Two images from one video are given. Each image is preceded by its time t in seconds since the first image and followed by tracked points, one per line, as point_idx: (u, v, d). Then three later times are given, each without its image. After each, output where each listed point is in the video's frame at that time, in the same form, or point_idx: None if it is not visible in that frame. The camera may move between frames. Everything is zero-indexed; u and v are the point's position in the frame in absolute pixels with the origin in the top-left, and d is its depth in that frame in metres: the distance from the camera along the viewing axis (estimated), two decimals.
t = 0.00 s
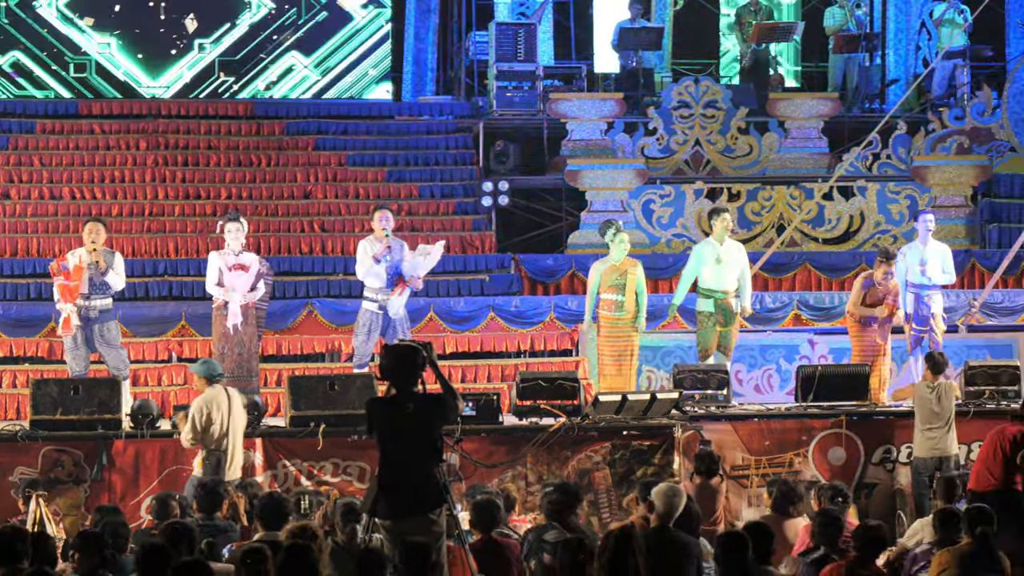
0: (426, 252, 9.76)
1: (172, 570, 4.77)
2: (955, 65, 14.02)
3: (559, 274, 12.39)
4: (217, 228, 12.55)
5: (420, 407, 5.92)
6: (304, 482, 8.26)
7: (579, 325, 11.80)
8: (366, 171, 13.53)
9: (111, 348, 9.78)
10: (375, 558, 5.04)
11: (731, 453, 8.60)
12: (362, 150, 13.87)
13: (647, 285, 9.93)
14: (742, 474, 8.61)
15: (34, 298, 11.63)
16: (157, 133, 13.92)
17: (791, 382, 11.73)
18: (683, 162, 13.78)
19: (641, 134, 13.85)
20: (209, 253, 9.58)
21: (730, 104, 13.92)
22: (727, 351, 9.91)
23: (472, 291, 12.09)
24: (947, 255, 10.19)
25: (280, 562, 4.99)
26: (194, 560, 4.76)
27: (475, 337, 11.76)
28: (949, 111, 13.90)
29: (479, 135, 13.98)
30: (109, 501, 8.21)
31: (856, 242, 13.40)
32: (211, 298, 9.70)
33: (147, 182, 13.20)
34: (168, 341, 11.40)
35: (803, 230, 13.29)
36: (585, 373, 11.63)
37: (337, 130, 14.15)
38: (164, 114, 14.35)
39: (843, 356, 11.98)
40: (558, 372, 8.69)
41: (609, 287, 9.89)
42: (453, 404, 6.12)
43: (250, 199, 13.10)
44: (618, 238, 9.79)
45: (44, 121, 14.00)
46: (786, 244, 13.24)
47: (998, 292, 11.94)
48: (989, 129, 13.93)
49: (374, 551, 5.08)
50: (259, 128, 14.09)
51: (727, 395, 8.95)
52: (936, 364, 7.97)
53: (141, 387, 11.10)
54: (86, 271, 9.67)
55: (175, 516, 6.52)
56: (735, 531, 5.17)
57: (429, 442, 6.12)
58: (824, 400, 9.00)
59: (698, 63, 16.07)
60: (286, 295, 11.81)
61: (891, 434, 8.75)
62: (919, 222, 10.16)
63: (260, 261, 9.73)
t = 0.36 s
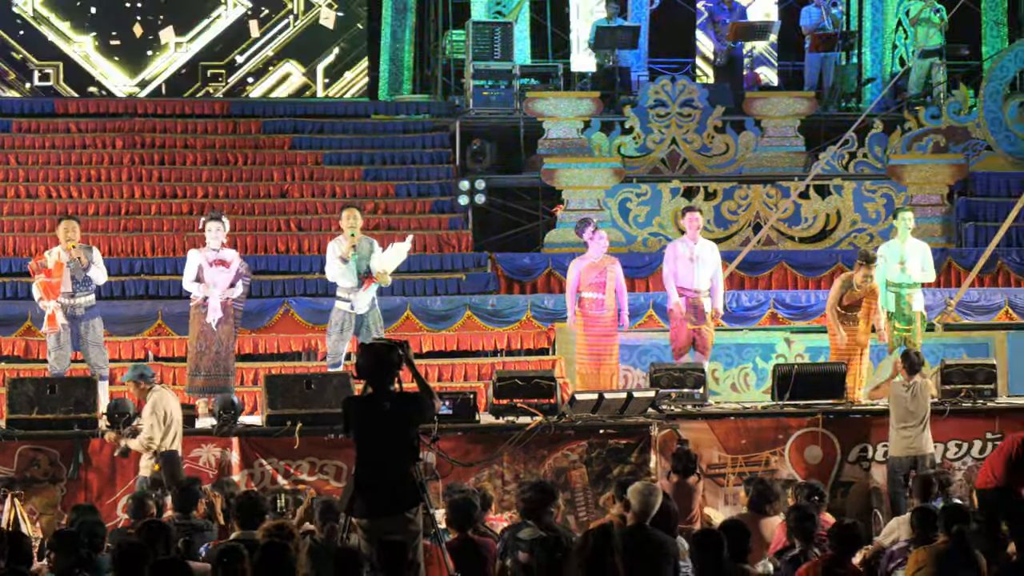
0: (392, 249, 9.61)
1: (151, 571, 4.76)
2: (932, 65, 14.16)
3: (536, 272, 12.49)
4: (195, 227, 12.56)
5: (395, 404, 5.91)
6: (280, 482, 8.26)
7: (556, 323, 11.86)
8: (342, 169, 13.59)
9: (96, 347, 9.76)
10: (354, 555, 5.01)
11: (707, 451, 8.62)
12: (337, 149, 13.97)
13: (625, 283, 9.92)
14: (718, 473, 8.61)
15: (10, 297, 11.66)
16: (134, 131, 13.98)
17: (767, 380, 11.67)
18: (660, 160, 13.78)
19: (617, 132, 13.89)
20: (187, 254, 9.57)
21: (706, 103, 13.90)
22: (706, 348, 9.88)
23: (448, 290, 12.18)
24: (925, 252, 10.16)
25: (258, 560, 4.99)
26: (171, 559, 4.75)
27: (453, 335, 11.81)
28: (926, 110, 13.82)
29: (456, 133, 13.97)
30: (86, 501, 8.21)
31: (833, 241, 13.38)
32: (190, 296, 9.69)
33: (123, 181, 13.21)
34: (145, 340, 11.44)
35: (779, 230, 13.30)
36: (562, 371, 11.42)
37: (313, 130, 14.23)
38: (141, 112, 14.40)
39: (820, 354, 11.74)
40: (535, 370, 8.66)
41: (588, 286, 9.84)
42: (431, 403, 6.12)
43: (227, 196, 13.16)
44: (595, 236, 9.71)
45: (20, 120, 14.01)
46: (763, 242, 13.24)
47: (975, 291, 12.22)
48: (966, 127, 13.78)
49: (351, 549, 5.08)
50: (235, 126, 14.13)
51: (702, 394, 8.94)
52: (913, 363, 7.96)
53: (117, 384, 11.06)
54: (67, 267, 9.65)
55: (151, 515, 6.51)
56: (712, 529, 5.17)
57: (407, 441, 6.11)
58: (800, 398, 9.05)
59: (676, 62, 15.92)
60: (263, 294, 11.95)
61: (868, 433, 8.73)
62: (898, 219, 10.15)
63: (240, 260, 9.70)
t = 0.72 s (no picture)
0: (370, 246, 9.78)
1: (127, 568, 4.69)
2: (910, 63, 14.24)
3: (513, 271, 12.33)
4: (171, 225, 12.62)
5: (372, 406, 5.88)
6: (257, 481, 8.24)
7: (535, 323, 11.84)
8: (320, 169, 13.64)
9: (89, 346, 9.82)
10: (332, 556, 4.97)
11: (684, 450, 8.64)
12: (315, 148, 14.00)
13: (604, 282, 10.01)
14: (696, 472, 8.63)
15: None
16: (111, 130, 14.08)
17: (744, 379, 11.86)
18: (637, 159, 13.63)
19: (594, 132, 13.68)
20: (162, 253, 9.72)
21: (684, 104, 13.79)
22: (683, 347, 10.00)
23: (426, 290, 12.26)
24: (904, 252, 10.25)
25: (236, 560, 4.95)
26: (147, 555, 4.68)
27: (431, 335, 11.78)
28: (903, 110, 13.74)
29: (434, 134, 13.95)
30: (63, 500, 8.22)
31: (810, 240, 13.34)
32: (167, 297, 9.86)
33: (101, 179, 13.32)
34: (123, 339, 11.40)
35: (756, 228, 13.29)
36: (539, 371, 11.74)
37: (291, 128, 14.30)
38: (118, 111, 14.53)
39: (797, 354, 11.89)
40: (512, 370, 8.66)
41: (567, 287, 9.92)
42: (408, 401, 6.08)
43: (203, 195, 13.25)
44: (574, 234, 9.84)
45: None
46: (740, 242, 13.20)
47: (951, 290, 12.14)
48: (944, 126, 13.71)
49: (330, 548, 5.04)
50: (211, 124, 14.26)
51: (681, 393, 8.91)
52: (891, 363, 7.99)
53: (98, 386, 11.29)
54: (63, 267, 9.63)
55: (129, 514, 6.51)
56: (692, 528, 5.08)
57: (383, 440, 6.09)
58: (776, 397, 9.08)
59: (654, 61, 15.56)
60: (240, 293, 12.00)
61: (845, 432, 8.77)
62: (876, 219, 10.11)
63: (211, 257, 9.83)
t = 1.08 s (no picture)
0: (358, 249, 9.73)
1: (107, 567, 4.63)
2: (890, 62, 14.26)
3: (493, 270, 12.35)
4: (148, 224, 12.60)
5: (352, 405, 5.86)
6: (238, 480, 8.23)
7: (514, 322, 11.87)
8: (300, 169, 13.65)
9: (72, 345, 9.94)
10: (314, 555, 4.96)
11: (665, 449, 8.64)
12: (295, 148, 13.99)
13: (582, 280, 10.13)
14: (676, 471, 8.63)
15: None
16: (90, 130, 14.04)
17: (724, 379, 11.80)
18: (617, 159, 13.62)
19: (575, 131, 13.70)
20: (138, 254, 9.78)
21: (663, 102, 13.77)
22: (663, 345, 10.11)
23: (406, 289, 12.17)
24: (883, 252, 10.31)
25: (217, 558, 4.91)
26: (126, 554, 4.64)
27: (412, 334, 11.79)
28: (883, 108, 13.82)
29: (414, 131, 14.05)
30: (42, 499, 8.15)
31: (790, 239, 13.23)
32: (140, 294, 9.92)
33: (80, 179, 13.28)
34: (102, 339, 11.40)
35: (736, 228, 13.17)
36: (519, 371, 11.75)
37: (271, 128, 14.23)
38: (97, 111, 14.50)
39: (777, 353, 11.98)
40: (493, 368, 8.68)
41: (544, 284, 10.05)
42: (388, 400, 6.07)
43: (183, 195, 13.23)
44: (553, 234, 9.99)
45: None
46: (720, 242, 13.12)
47: (930, 289, 12.14)
48: (923, 125, 13.73)
49: (309, 547, 5.01)
50: (191, 125, 14.22)
51: (661, 392, 8.97)
52: (874, 363, 7.96)
53: (76, 384, 11.30)
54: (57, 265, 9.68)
55: (109, 514, 6.50)
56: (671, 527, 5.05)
57: (364, 439, 6.07)
58: (757, 395, 9.11)
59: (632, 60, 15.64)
60: (220, 292, 11.98)
61: (825, 431, 8.81)
62: (857, 217, 10.20)
63: (187, 257, 9.89)
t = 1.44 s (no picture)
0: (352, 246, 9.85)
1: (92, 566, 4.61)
2: (875, 61, 14.23)
3: (479, 268, 12.27)
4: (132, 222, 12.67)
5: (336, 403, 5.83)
6: (224, 478, 8.25)
7: (500, 320, 11.95)
8: (287, 166, 13.67)
9: (53, 345, 10.03)
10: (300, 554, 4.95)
11: (651, 447, 8.62)
12: (282, 146, 13.97)
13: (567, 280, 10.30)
14: (663, 469, 8.63)
15: None
16: (76, 129, 14.01)
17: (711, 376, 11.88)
18: (604, 157, 13.52)
19: (561, 129, 13.62)
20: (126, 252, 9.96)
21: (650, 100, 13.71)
22: (647, 344, 10.34)
23: (392, 287, 12.26)
24: (868, 252, 10.46)
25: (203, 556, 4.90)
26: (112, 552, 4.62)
27: (397, 332, 11.84)
28: (869, 106, 13.76)
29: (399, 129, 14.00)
30: (29, 497, 8.11)
31: (776, 237, 13.31)
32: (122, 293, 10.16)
33: (66, 177, 13.29)
34: (88, 337, 11.45)
35: (723, 225, 13.25)
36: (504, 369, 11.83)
37: (258, 126, 14.20)
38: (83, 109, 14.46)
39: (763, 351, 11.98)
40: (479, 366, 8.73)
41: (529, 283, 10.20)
42: (375, 398, 6.06)
43: (168, 192, 13.23)
44: (538, 234, 10.17)
45: None
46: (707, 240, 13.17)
47: (917, 287, 12.27)
48: (909, 124, 13.68)
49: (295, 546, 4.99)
50: (177, 122, 14.15)
51: (647, 390, 9.03)
52: (857, 359, 7.95)
53: (61, 382, 11.29)
54: (45, 264, 9.89)
55: (94, 512, 6.49)
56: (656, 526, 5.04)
57: (350, 437, 6.06)
58: (743, 393, 9.14)
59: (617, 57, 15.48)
60: (204, 290, 12.04)
61: (810, 429, 8.84)
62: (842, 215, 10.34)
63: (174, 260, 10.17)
